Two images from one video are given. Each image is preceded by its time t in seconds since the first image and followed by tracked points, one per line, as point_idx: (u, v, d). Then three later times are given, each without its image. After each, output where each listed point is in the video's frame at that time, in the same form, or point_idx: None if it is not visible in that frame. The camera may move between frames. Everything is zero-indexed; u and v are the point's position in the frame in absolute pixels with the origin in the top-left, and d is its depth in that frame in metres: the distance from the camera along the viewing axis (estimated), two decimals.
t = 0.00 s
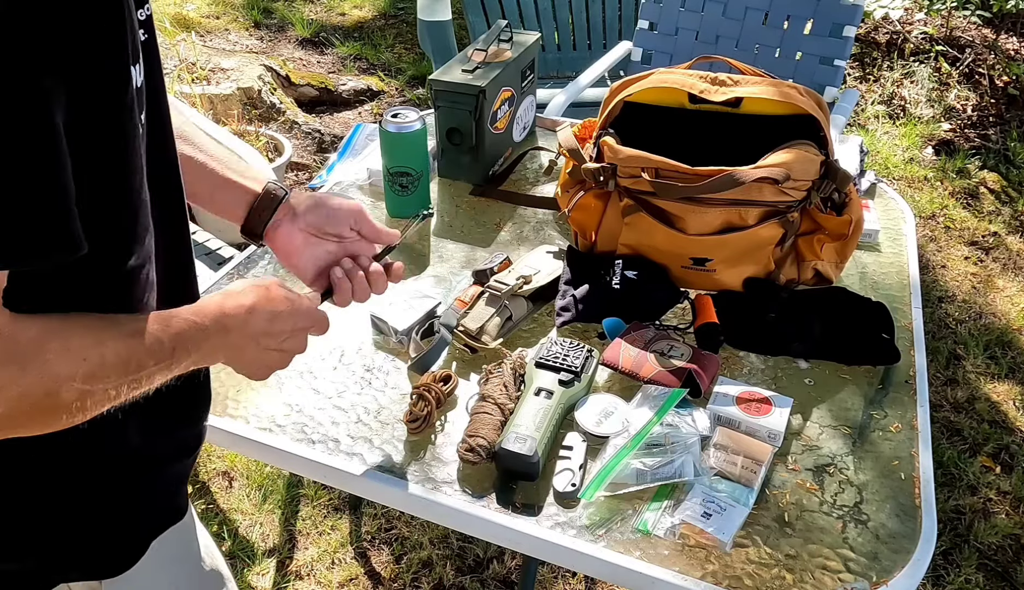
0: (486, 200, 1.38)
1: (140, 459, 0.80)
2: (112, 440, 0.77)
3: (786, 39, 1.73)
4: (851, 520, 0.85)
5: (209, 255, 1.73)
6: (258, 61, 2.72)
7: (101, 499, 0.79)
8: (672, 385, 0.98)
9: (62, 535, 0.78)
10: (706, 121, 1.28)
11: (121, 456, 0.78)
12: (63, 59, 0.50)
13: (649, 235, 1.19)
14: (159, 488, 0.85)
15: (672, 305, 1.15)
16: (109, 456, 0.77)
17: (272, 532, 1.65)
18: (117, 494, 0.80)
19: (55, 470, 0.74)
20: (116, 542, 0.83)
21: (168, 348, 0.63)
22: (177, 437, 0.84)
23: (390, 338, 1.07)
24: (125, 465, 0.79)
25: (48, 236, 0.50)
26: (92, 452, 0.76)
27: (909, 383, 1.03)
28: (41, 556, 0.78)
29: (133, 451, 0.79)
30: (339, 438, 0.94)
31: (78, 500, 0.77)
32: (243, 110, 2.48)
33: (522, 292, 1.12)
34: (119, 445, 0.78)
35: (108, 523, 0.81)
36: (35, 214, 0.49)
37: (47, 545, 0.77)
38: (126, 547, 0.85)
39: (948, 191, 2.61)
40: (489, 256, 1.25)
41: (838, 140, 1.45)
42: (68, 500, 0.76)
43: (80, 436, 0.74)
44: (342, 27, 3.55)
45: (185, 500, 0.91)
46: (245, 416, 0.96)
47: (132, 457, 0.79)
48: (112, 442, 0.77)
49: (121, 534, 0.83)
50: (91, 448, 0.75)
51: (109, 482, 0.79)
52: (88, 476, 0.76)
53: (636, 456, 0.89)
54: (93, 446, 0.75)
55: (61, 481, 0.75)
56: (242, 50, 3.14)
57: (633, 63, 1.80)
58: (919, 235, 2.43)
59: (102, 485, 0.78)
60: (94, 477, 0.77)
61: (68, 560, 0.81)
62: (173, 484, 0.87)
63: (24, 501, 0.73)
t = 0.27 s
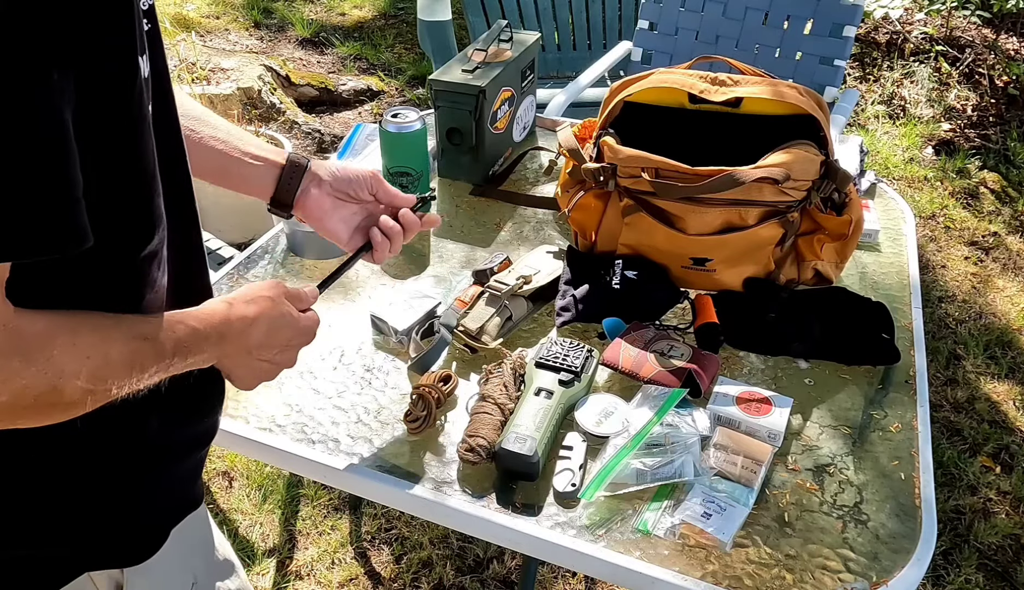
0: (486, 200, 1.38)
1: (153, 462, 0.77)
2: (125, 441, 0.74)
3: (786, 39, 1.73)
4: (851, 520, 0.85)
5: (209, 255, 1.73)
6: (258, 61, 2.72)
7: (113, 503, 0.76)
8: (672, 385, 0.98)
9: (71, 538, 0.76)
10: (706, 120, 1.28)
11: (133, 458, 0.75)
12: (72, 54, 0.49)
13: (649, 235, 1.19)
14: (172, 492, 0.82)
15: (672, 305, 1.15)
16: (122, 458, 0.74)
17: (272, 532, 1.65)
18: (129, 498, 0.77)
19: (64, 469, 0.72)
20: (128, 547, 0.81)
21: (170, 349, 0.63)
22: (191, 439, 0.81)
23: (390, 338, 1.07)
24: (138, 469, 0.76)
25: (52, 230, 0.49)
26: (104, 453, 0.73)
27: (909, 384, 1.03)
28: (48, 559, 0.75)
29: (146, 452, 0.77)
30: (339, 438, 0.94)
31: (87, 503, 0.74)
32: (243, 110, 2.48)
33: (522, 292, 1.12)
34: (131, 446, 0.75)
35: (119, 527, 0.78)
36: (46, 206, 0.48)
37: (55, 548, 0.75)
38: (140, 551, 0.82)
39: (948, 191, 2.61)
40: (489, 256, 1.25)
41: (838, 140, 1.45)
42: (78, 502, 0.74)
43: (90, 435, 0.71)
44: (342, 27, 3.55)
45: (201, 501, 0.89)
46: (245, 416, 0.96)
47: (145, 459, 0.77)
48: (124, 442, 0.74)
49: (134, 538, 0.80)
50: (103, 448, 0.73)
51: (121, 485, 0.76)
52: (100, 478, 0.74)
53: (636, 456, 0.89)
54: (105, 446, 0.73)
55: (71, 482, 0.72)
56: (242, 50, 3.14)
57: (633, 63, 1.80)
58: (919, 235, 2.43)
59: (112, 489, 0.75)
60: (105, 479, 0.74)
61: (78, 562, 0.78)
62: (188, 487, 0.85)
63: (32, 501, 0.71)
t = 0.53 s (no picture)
0: (486, 200, 1.38)
1: (162, 452, 0.77)
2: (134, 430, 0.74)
3: (786, 39, 1.73)
4: (851, 520, 0.85)
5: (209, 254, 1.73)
6: (258, 61, 2.72)
7: (124, 495, 0.76)
8: (672, 385, 0.98)
9: (80, 533, 0.75)
10: (706, 120, 1.28)
11: (142, 450, 0.75)
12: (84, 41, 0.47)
13: (649, 235, 1.19)
14: (180, 482, 0.82)
15: (672, 305, 1.15)
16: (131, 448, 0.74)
17: (272, 532, 1.65)
18: (139, 490, 0.77)
19: (73, 462, 0.71)
20: (137, 540, 0.80)
21: (171, 349, 0.63)
22: (201, 430, 0.81)
23: (390, 338, 1.06)
24: (148, 459, 0.76)
25: (62, 219, 0.48)
26: (113, 443, 0.73)
27: (909, 383, 1.03)
28: (57, 555, 0.75)
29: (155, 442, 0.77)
30: (339, 438, 0.94)
31: (97, 496, 0.74)
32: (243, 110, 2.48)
33: (522, 292, 1.12)
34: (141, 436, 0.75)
35: (128, 520, 0.78)
36: (56, 193, 0.47)
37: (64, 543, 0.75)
38: (148, 544, 0.82)
39: (948, 191, 2.61)
40: (489, 256, 1.25)
41: (838, 140, 1.45)
42: (88, 496, 0.73)
43: (99, 425, 0.71)
44: (342, 27, 3.55)
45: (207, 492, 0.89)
46: (245, 416, 0.96)
47: (154, 450, 0.76)
48: (133, 432, 0.74)
49: (143, 531, 0.80)
50: (112, 439, 0.73)
51: (130, 477, 0.75)
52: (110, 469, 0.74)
53: (636, 456, 0.89)
54: (114, 437, 0.73)
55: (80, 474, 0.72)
56: (242, 50, 3.14)
57: (633, 63, 1.80)
58: (919, 235, 2.43)
59: (122, 478, 0.75)
60: (114, 471, 0.74)
61: (87, 558, 0.78)
62: (195, 478, 0.85)
63: (41, 496, 0.71)
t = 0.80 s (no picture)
0: (486, 200, 1.38)
1: (164, 443, 0.78)
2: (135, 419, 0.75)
3: (786, 39, 1.73)
4: (851, 520, 0.85)
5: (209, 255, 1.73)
6: (258, 61, 2.72)
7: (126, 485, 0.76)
8: (672, 385, 0.98)
9: (83, 525, 0.75)
10: (706, 120, 1.28)
11: (143, 440, 0.76)
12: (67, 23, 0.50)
13: (649, 235, 1.19)
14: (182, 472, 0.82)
15: (672, 305, 1.15)
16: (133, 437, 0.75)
17: (272, 532, 1.65)
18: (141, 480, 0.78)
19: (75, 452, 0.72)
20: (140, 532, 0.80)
21: (165, 347, 0.63)
22: (188, 426, 0.80)
23: (390, 338, 1.06)
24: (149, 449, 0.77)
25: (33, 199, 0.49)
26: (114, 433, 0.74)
27: (909, 383, 1.03)
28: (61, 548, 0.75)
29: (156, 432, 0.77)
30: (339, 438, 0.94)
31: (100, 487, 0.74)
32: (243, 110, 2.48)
33: (522, 292, 1.12)
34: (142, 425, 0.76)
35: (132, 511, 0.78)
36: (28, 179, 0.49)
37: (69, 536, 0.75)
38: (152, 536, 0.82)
39: (948, 191, 2.61)
40: (489, 256, 1.25)
41: (838, 140, 1.45)
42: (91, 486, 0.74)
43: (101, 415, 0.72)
44: (342, 27, 3.55)
45: (207, 485, 0.89)
46: (245, 416, 0.96)
47: (149, 442, 0.77)
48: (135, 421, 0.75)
49: (147, 523, 0.80)
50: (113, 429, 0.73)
51: (133, 468, 0.76)
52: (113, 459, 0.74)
53: (636, 456, 0.89)
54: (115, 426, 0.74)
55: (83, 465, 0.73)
56: (242, 50, 3.14)
57: (633, 63, 1.80)
58: (919, 235, 2.43)
59: (108, 471, 0.74)
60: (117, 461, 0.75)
61: (89, 551, 0.78)
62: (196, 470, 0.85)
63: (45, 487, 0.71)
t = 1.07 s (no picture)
0: (486, 200, 1.38)
1: (148, 449, 0.80)
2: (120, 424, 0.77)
3: (786, 39, 1.73)
4: (851, 520, 0.85)
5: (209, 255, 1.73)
6: (258, 61, 2.72)
7: (111, 487, 0.78)
8: (672, 385, 0.98)
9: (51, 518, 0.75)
10: (706, 120, 1.28)
11: (128, 444, 0.78)
12: (63, 72, 0.55)
13: (649, 235, 1.19)
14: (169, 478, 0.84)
15: (672, 305, 1.15)
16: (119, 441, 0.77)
17: (272, 532, 1.65)
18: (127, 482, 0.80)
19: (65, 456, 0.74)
20: (127, 532, 0.82)
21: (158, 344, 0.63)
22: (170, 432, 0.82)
23: (390, 338, 1.06)
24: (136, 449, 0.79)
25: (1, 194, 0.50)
26: (104, 439, 0.76)
27: (909, 383, 1.03)
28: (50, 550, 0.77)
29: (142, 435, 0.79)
30: (339, 438, 0.94)
31: (88, 487, 0.77)
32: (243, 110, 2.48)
33: (522, 292, 1.12)
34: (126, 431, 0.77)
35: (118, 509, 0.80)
36: None
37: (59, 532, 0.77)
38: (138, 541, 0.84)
39: (948, 191, 2.61)
40: (489, 256, 1.25)
41: (838, 140, 1.45)
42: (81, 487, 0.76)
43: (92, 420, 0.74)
44: (342, 27, 3.55)
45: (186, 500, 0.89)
46: (245, 416, 0.96)
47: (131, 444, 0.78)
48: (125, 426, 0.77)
49: (136, 524, 0.82)
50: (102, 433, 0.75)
51: (120, 474, 0.78)
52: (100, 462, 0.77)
53: (636, 456, 0.89)
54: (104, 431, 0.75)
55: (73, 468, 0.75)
56: (242, 50, 3.14)
57: (633, 63, 1.80)
58: (919, 235, 2.43)
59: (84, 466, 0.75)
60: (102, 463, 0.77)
61: (52, 548, 0.78)
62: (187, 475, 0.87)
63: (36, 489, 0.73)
